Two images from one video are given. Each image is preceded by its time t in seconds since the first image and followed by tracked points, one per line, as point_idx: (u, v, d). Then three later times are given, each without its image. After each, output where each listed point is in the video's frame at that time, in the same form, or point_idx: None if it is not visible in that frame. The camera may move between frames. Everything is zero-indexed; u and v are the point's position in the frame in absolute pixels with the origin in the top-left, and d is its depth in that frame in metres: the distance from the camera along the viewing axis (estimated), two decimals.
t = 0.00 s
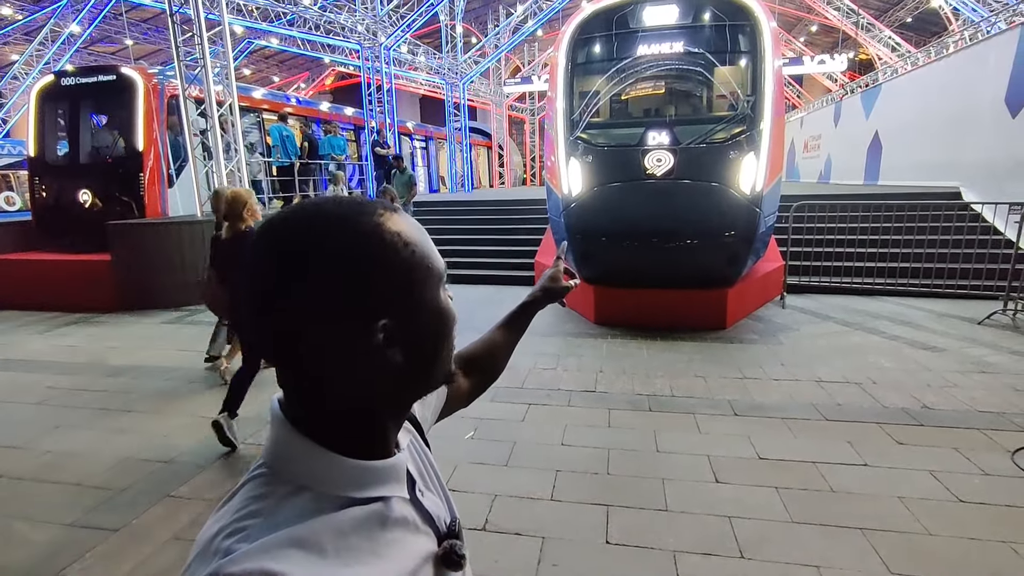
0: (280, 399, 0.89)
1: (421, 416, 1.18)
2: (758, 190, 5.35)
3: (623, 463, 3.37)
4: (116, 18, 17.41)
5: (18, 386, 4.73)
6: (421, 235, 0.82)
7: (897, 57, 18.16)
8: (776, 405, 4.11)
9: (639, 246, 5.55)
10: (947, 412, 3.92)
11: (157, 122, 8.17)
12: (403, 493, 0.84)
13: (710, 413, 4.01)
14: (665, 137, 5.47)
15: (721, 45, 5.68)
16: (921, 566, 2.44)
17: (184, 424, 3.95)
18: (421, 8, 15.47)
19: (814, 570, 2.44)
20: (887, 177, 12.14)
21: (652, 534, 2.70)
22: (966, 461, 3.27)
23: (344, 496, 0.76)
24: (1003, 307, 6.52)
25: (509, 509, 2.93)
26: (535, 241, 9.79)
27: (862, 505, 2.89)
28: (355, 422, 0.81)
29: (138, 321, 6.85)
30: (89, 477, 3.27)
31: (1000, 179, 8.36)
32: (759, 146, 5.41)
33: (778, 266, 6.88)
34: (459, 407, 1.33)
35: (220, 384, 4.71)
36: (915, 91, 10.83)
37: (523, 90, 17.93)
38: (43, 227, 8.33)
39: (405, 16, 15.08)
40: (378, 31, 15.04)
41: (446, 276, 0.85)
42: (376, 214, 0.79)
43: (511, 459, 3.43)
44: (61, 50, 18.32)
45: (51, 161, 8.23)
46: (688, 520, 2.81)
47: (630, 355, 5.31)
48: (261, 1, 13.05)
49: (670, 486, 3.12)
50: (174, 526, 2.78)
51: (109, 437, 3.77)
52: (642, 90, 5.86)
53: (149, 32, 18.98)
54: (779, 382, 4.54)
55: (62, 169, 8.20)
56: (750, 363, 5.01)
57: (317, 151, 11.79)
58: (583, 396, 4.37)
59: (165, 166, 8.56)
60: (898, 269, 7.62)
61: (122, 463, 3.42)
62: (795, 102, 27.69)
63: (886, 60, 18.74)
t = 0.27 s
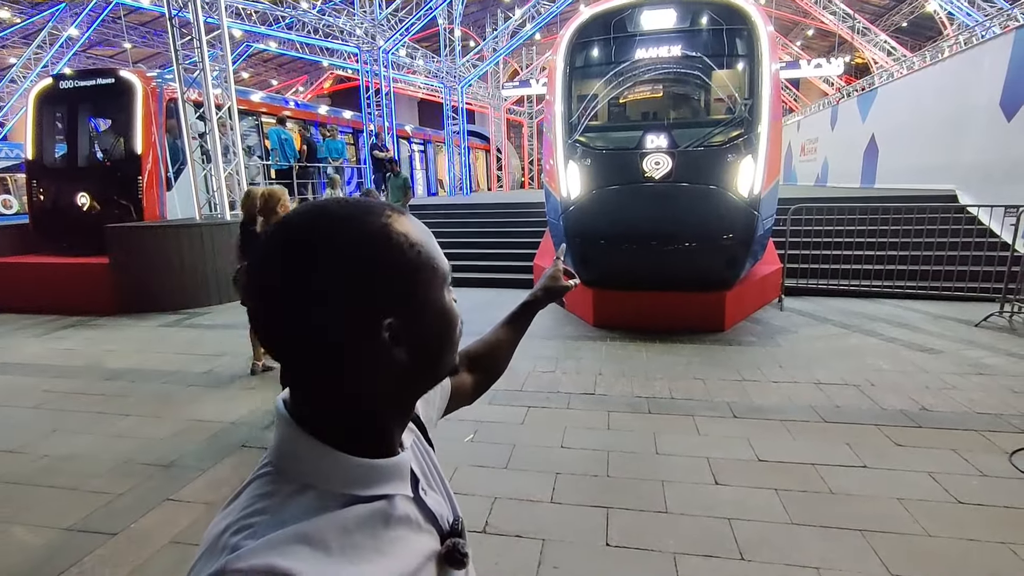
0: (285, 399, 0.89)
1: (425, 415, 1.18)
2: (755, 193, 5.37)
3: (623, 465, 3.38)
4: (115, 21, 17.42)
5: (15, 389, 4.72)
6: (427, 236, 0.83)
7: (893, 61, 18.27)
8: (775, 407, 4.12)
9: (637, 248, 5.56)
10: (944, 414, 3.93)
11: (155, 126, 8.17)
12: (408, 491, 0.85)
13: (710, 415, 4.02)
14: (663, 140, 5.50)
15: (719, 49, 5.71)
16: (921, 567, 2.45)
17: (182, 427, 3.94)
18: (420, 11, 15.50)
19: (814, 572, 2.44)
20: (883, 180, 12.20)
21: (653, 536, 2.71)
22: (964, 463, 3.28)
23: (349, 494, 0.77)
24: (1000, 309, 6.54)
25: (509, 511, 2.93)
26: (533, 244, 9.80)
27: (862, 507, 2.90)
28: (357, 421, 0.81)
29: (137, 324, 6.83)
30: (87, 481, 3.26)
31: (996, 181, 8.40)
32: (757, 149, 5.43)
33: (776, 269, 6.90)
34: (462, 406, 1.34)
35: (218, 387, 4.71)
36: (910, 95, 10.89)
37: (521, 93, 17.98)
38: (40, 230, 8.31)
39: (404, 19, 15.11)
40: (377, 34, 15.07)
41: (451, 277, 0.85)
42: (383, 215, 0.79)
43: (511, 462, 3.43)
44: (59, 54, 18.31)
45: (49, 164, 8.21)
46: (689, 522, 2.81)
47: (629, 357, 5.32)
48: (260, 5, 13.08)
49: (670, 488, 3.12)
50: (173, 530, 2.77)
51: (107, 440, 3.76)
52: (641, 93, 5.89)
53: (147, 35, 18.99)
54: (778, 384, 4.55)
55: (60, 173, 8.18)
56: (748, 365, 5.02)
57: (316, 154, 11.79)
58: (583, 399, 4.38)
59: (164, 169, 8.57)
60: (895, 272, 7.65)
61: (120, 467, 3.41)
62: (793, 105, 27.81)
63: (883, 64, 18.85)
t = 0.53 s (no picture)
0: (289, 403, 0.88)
1: (428, 420, 1.18)
2: (753, 195, 5.39)
3: (623, 467, 3.37)
4: (112, 23, 17.38)
5: (12, 393, 4.69)
6: (431, 240, 0.83)
7: (889, 63, 18.36)
8: (774, 408, 4.12)
9: (636, 250, 5.57)
10: (943, 415, 3.94)
11: (152, 128, 8.15)
12: (410, 496, 0.84)
13: (709, 418, 4.02)
14: (661, 142, 5.52)
15: (716, 51, 5.73)
16: (921, 569, 2.44)
17: (180, 431, 3.93)
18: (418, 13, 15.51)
19: (814, 574, 2.44)
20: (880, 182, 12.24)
21: (653, 539, 2.70)
22: (963, 464, 3.29)
23: (352, 500, 0.76)
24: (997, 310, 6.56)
25: (509, 515, 2.92)
26: (532, 246, 9.80)
27: (862, 508, 2.89)
28: (359, 426, 0.81)
29: (134, 327, 6.81)
30: (84, 486, 3.24)
31: (992, 182, 8.43)
32: (755, 151, 5.45)
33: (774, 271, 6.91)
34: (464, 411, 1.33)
35: (216, 390, 4.69)
36: (907, 97, 10.93)
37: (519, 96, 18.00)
38: (37, 233, 8.28)
39: (402, 22, 15.13)
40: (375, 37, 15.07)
41: (455, 280, 0.85)
42: (387, 218, 0.79)
43: (511, 464, 3.43)
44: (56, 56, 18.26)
45: (45, 167, 8.18)
46: (689, 524, 2.80)
47: (628, 359, 5.32)
48: (257, 7, 13.07)
49: (670, 490, 3.12)
50: (171, 534, 2.75)
51: (104, 444, 3.74)
52: (639, 96, 5.91)
53: (145, 38, 18.96)
54: (777, 385, 4.56)
55: (56, 175, 8.14)
56: (747, 367, 5.02)
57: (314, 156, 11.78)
58: (582, 401, 4.38)
59: (161, 172, 8.54)
60: (893, 273, 7.67)
61: (117, 472, 3.39)
62: (790, 107, 27.89)
63: (879, 66, 18.93)
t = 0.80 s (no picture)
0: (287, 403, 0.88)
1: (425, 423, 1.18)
2: (751, 195, 5.38)
3: (623, 468, 3.37)
4: (109, 28, 17.38)
5: (8, 399, 4.68)
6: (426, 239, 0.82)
7: (886, 63, 18.41)
8: (773, 408, 4.12)
9: (634, 251, 5.56)
10: (943, 414, 3.94)
11: (150, 132, 8.15)
12: (408, 499, 0.84)
13: (708, 418, 4.01)
14: (658, 142, 5.50)
15: (713, 52, 5.74)
16: (921, 568, 2.44)
17: (178, 435, 3.92)
18: (415, 16, 15.52)
19: (814, 574, 2.43)
20: (878, 181, 12.26)
21: (653, 540, 2.69)
22: (963, 462, 3.29)
23: (351, 501, 0.76)
24: (996, 308, 6.56)
25: (508, 517, 2.91)
26: (530, 247, 9.80)
27: (862, 508, 2.89)
28: (356, 428, 0.80)
29: (132, 331, 6.80)
30: (82, 491, 3.23)
31: (990, 181, 8.43)
32: (752, 151, 5.44)
33: (772, 270, 6.91)
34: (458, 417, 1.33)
35: (214, 394, 4.68)
36: (903, 97, 10.95)
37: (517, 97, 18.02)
38: (34, 238, 8.27)
39: (399, 24, 15.13)
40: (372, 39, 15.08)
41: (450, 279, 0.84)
42: (381, 217, 0.79)
43: (509, 466, 3.42)
44: (54, 61, 18.25)
45: (42, 172, 8.17)
46: (688, 525, 2.80)
47: (626, 360, 5.32)
48: (254, 10, 13.07)
49: (670, 491, 3.11)
50: (168, 539, 2.74)
51: (102, 449, 3.73)
52: (636, 96, 5.92)
53: (142, 42, 18.94)
54: (776, 385, 4.55)
55: (54, 180, 8.14)
56: (746, 366, 5.02)
57: (312, 159, 11.78)
58: (581, 402, 4.37)
59: (158, 176, 8.54)
60: (891, 272, 7.67)
61: (115, 477, 3.38)
62: (788, 107, 27.99)
63: (876, 65, 18.97)
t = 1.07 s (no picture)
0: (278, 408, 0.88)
1: (418, 428, 1.18)
2: (751, 195, 5.37)
3: (623, 470, 3.36)
4: (109, 33, 17.44)
5: (10, 404, 4.69)
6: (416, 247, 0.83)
7: (885, 61, 18.39)
8: (774, 409, 4.11)
9: (634, 252, 5.56)
10: (944, 413, 3.92)
11: (150, 137, 8.18)
12: (397, 503, 0.84)
13: (709, 419, 4.00)
14: (657, 143, 5.50)
15: (712, 52, 5.74)
16: (922, 568, 2.43)
17: (178, 439, 3.93)
18: (414, 19, 15.55)
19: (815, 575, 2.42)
20: (878, 180, 12.24)
21: (653, 542, 2.69)
22: (964, 461, 3.28)
23: (339, 505, 0.76)
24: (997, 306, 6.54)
25: (508, 520, 2.91)
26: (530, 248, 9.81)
27: (863, 508, 2.88)
28: (343, 433, 0.80)
29: (133, 336, 6.81)
30: (83, 496, 3.24)
31: (990, 179, 8.41)
32: (751, 151, 5.44)
33: (772, 269, 6.90)
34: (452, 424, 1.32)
35: (215, 398, 4.69)
36: (903, 95, 10.94)
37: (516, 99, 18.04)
38: (35, 243, 8.29)
39: (399, 27, 15.17)
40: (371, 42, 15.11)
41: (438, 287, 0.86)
42: (373, 224, 0.80)
43: (509, 468, 3.42)
44: (54, 67, 18.32)
45: (44, 177, 8.20)
46: (688, 526, 2.79)
47: (627, 361, 5.31)
48: (253, 15, 13.10)
49: (670, 493, 3.10)
50: (168, 544, 2.75)
51: (102, 454, 3.74)
52: (635, 97, 5.93)
53: (142, 47, 19.00)
54: (777, 385, 4.55)
55: (55, 185, 8.17)
56: (746, 367, 5.01)
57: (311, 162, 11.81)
58: (581, 404, 4.37)
59: (159, 180, 8.56)
60: (892, 270, 7.65)
61: (115, 482, 3.38)
62: (787, 106, 28.00)
63: (875, 64, 18.95)
